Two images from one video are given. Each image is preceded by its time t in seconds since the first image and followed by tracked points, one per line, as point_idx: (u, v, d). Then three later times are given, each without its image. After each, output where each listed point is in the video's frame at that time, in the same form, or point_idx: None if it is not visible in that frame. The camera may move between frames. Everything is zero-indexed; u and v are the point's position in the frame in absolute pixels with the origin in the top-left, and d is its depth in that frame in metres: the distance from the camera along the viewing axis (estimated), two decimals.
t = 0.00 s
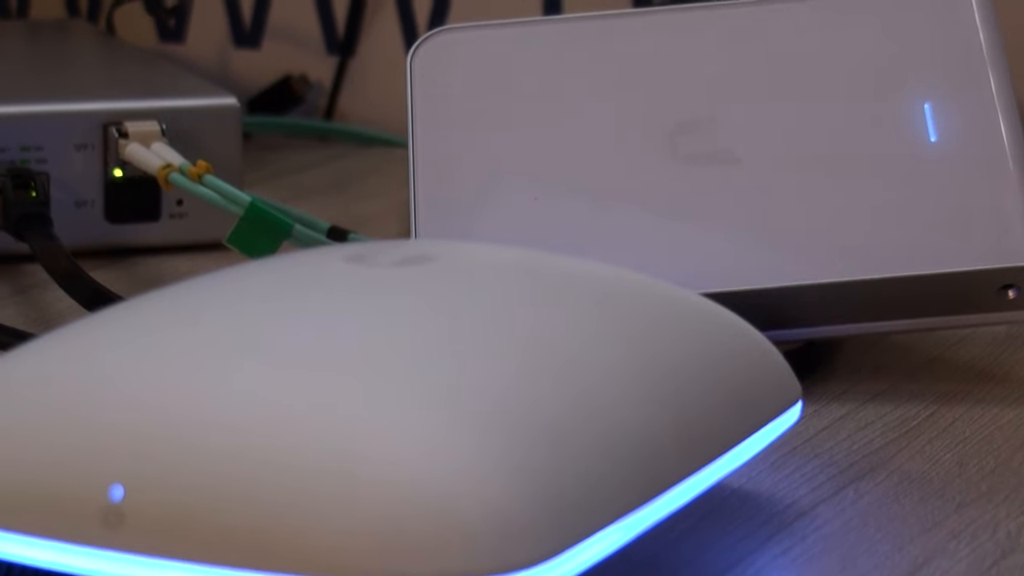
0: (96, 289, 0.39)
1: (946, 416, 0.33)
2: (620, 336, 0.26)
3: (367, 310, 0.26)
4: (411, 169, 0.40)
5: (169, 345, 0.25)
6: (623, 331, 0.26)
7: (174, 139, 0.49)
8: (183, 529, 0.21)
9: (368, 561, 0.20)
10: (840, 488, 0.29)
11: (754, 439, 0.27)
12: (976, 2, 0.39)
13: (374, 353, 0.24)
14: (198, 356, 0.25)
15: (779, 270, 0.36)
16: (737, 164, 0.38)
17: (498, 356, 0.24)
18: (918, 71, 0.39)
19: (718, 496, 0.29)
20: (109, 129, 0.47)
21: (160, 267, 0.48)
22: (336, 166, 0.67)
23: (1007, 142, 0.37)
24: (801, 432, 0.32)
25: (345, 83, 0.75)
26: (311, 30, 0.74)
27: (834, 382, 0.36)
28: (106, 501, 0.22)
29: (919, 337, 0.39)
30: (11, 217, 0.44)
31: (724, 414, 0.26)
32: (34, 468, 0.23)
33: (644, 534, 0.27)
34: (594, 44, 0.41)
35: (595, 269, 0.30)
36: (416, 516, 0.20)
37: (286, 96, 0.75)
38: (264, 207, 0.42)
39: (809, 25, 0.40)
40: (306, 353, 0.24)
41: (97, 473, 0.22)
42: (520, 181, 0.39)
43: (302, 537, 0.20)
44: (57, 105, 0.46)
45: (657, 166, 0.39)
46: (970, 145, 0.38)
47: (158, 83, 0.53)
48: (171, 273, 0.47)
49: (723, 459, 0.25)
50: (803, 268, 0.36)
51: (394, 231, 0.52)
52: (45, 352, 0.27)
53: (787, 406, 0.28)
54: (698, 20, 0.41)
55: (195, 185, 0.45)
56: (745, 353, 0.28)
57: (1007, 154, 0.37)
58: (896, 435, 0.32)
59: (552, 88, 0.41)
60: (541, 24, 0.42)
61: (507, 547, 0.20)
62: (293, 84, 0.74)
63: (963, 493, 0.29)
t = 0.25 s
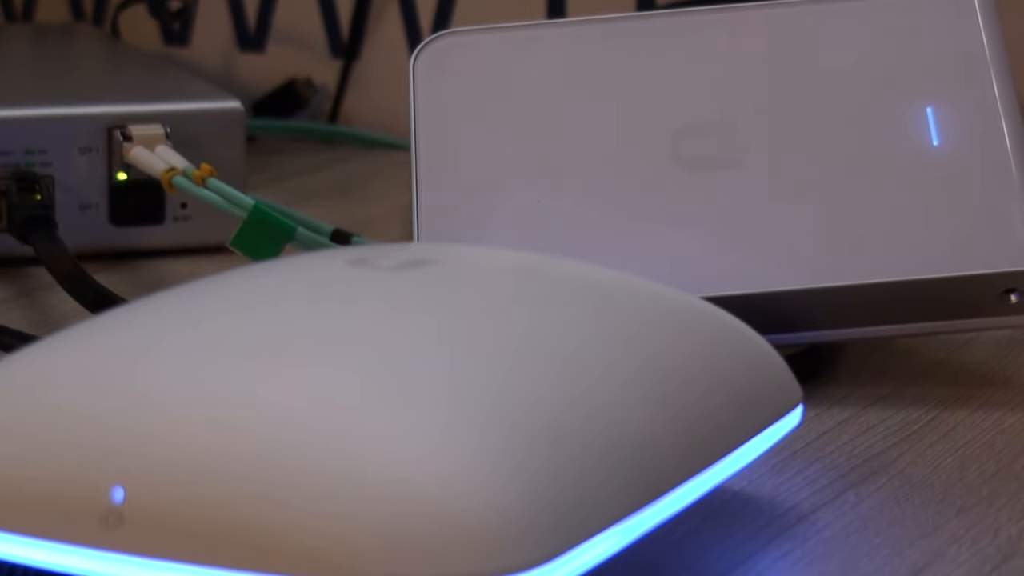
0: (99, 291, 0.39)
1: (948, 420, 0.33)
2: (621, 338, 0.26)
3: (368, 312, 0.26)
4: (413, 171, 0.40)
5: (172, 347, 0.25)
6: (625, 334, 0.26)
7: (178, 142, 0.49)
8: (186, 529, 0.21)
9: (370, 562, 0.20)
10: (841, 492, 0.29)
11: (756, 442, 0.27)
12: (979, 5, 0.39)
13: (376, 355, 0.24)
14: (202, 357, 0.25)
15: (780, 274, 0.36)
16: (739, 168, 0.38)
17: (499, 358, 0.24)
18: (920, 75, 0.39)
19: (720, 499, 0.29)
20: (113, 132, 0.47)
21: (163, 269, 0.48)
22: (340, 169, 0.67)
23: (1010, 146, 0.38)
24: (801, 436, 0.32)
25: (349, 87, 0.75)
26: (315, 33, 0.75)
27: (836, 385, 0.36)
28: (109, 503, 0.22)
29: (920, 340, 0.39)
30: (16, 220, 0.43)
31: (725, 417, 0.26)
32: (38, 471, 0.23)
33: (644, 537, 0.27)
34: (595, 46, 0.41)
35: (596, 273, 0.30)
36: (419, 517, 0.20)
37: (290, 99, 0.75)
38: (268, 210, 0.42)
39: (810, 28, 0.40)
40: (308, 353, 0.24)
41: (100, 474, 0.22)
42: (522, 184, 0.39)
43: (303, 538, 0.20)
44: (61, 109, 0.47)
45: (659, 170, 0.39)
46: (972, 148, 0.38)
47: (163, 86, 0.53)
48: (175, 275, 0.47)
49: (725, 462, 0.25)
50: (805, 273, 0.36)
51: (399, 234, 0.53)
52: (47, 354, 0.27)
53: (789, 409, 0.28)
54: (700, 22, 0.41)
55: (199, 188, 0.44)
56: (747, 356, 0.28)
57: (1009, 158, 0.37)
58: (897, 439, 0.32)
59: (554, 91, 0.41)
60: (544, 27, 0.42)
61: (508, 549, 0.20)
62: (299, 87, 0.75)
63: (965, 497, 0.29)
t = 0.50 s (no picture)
0: (175, 293, 0.40)
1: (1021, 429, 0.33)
2: (682, 343, 0.26)
3: (433, 314, 0.26)
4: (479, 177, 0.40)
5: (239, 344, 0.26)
6: (685, 339, 0.27)
7: (251, 145, 0.49)
8: (253, 526, 0.22)
9: (437, 561, 0.21)
10: (909, 502, 0.29)
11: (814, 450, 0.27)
12: None
13: (443, 357, 0.24)
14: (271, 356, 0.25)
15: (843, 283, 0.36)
16: (802, 174, 0.38)
17: (564, 362, 0.25)
18: (989, 81, 0.38)
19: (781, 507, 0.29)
20: (185, 135, 0.48)
21: (230, 272, 0.49)
22: (407, 175, 0.67)
23: None
24: (869, 444, 0.32)
25: (421, 92, 0.73)
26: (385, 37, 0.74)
27: (902, 396, 0.35)
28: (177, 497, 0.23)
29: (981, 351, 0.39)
30: (93, 220, 0.46)
31: (783, 423, 0.26)
32: (104, 462, 0.24)
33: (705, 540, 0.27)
34: (663, 43, 0.40)
35: (656, 278, 0.30)
36: (485, 516, 0.21)
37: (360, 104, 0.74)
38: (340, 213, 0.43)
39: (884, 28, 0.39)
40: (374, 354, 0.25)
41: (166, 469, 0.23)
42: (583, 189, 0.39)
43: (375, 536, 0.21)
44: (137, 113, 0.48)
45: (722, 174, 0.38)
46: None
47: (233, 90, 0.53)
48: (246, 279, 0.48)
49: (783, 468, 0.26)
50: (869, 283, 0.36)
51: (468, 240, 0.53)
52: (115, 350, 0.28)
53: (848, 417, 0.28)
54: (772, 23, 0.40)
55: (269, 190, 0.44)
56: (805, 363, 0.28)
57: None
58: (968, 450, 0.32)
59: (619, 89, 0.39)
60: (615, 29, 0.40)
61: (570, 549, 0.21)
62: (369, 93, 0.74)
63: None
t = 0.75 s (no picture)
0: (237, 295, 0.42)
1: None
2: (734, 347, 0.27)
3: (493, 313, 0.27)
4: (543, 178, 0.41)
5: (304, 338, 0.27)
6: (735, 342, 0.28)
7: (317, 154, 0.51)
8: (287, 521, 0.23)
9: (478, 555, 0.22)
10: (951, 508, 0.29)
11: (858, 449, 0.28)
12: None
13: (503, 353, 0.25)
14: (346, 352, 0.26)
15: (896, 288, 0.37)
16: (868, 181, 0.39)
17: (620, 363, 0.25)
18: None
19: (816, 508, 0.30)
20: (257, 146, 0.49)
21: (291, 279, 0.50)
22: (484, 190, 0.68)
23: None
24: (920, 446, 0.32)
25: (501, 107, 0.75)
26: (468, 56, 0.75)
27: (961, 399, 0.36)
28: (210, 493, 0.23)
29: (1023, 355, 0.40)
30: (158, 229, 0.47)
31: (823, 428, 0.27)
32: (139, 457, 0.24)
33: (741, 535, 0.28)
34: (736, 54, 0.42)
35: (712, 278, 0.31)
36: (522, 512, 0.22)
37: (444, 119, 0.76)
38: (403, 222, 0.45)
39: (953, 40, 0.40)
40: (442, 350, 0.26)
41: (202, 467, 0.24)
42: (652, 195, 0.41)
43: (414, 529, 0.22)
44: (205, 124, 0.49)
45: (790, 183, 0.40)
46: None
47: (308, 103, 0.55)
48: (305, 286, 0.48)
49: (818, 469, 0.27)
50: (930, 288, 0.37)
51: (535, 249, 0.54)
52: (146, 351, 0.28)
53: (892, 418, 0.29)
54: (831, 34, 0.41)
55: (337, 201, 0.47)
56: (851, 365, 0.29)
57: None
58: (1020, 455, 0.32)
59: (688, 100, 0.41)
60: (677, 41, 0.42)
61: (601, 544, 0.22)
62: (448, 106, 0.75)
63: None
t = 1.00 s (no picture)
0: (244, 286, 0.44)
1: None
2: (725, 343, 0.29)
3: (496, 306, 0.29)
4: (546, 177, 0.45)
5: (313, 328, 0.28)
6: (726, 338, 0.29)
7: (330, 153, 0.52)
8: (283, 506, 0.24)
9: (464, 540, 0.23)
10: (934, 498, 0.31)
11: (842, 440, 0.29)
12: None
13: (503, 344, 0.27)
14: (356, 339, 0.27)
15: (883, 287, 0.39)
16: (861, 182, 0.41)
17: (616, 356, 0.27)
18: None
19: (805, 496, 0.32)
20: (271, 146, 0.51)
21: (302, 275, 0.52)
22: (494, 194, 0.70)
23: None
24: (910, 435, 0.34)
25: (511, 111, 0.80)
26: (481, 60, 0.80)
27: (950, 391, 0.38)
28: (207, 477, 0.25)
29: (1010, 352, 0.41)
30: (174, 227, 0.49)
31: (806, 422, 0.28)
32: (144, 441, 0.26)
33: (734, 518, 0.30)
34: (734, 58, 0.44)
35: (708, 276, 0.32)
36: (512, 496, 0.23)
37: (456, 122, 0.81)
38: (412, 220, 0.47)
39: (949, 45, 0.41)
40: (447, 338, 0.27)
41: (200, 453, 0.25)
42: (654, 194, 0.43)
43: (408, 511, 0.23)
44: (221, 124, 0.50)
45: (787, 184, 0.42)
46: None
47: (327, 104, 0.57)
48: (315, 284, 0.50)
49: (801, 460, 0.28)
50: (919, 285, 0.38)
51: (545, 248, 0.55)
52: (152, 341, 0.30)
53: (875, 413, 0.30)
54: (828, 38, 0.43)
55: (348, 200, 0.49)
56: (836, 362, 0.30)
57: None
58: (1006, 447, 0.33)
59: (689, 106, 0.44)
60: (676, 45, 0.45)
61: (586, 529, 0.23)
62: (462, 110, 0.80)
63: None
